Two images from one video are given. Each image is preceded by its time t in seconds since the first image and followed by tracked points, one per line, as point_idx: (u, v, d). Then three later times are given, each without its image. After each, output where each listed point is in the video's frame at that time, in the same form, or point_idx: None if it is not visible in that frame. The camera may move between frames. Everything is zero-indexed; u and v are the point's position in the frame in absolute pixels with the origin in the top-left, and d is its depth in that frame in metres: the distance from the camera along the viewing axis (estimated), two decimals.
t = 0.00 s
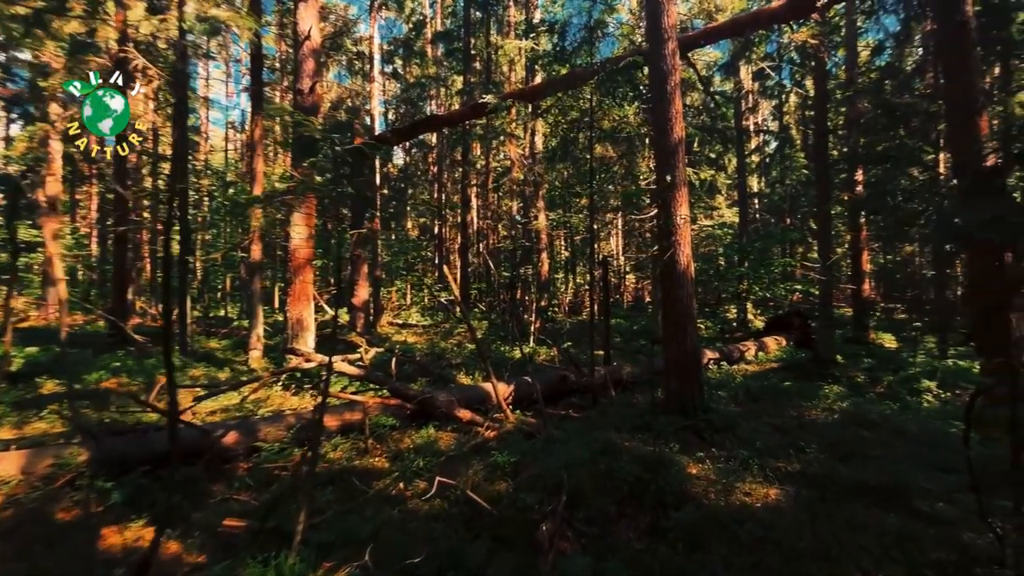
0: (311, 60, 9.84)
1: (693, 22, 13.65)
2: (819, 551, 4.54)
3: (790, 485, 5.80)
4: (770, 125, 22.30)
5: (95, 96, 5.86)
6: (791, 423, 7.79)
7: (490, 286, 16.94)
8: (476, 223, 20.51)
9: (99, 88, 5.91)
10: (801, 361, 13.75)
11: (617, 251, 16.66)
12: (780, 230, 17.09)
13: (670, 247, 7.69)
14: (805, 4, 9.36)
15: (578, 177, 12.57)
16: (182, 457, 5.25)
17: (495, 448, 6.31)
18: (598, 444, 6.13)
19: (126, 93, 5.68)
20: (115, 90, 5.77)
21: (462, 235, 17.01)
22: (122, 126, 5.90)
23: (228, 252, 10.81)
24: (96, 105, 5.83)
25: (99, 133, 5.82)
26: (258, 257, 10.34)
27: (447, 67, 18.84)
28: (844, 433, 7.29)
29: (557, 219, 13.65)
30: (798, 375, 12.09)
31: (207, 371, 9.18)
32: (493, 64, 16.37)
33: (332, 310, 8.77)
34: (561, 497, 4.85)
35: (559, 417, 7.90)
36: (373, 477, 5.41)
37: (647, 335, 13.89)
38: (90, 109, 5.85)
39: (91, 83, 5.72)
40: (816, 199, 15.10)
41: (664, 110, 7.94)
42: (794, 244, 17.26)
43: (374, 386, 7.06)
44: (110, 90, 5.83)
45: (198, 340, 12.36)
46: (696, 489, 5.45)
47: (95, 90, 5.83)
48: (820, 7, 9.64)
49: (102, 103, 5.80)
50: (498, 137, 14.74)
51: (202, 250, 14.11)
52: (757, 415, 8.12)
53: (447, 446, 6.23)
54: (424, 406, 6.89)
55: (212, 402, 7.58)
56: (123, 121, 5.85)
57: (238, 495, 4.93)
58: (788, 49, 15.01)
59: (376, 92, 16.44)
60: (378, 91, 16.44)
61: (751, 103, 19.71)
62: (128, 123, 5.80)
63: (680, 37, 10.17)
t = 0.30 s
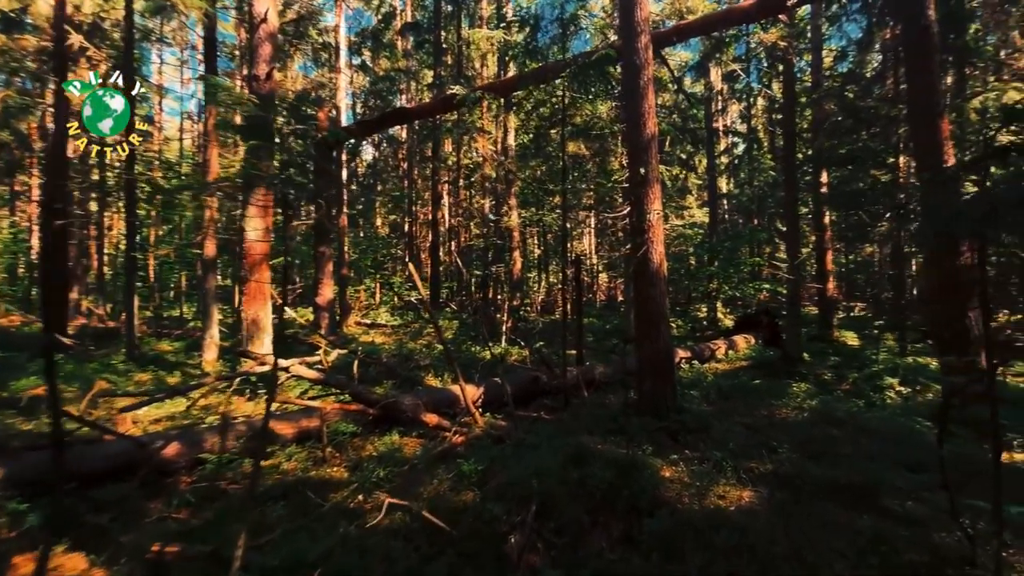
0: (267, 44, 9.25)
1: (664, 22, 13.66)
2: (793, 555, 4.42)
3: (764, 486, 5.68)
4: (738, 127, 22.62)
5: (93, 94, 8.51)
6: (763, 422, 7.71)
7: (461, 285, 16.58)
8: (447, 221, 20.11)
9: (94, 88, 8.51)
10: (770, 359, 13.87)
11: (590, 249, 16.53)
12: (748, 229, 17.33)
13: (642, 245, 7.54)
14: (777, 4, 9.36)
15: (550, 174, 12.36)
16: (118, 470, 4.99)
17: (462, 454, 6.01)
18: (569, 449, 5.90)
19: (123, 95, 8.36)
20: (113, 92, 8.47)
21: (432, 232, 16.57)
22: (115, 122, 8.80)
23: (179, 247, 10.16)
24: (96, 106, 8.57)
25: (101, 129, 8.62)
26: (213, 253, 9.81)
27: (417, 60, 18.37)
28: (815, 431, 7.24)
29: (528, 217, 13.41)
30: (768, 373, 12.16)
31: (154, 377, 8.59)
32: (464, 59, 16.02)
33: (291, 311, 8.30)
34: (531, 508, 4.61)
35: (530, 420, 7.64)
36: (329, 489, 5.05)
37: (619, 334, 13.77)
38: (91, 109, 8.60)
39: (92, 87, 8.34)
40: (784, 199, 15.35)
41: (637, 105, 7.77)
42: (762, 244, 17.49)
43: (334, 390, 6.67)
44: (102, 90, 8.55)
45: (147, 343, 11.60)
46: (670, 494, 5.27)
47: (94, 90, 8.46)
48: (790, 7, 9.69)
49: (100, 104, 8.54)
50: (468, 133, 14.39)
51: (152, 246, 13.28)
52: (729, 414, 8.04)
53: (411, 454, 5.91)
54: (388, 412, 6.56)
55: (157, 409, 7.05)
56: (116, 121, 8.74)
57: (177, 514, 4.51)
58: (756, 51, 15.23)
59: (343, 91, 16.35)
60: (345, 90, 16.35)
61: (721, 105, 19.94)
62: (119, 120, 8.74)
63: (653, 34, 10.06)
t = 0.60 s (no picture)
0: (225, 30, 8.69)
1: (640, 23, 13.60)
2: (772, 566, 4.27)
3: (740, 490, 5.51)
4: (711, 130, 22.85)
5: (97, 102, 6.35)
6: (738, 424, 7.62)
7: (434, 286, 16.18)
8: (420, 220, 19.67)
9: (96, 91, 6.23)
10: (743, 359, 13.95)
11: (565, 250, 16.36)
12: (721, 231, 17.48)
13: (618, 246, 7.37)
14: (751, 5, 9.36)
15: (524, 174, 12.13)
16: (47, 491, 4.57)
17: (430, 465, 5.71)
18: (542, 457, 5.68)
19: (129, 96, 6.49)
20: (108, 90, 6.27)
21: (403, 232, 16.14)
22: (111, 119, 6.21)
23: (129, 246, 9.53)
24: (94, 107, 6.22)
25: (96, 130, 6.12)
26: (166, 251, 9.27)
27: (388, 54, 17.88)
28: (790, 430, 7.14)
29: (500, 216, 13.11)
30: (741, 373, 12.17)
31: (99, 385, 8.02)
32: (437, 54, 15.65)
33: (249, 313, 7.85)
34: (501, 524, 4.37)
35: (502, 426, 7.39)
36: (285, 507, 4.69)
37: (594, 336, 13.61)
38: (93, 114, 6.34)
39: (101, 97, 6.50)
40: (756, 201, 15.50)
41: (613, 103, 7.57)
42: (734, 245, 17.63)
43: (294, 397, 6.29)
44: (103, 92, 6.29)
45: (95, 348, 10.86)
46: (647, 502, 5.08)
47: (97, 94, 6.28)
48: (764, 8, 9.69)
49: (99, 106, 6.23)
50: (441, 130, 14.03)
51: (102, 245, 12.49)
52: (704, 416, 7.92)
53: (376, 465, 5.58)
54: (352, 420, 6.23)
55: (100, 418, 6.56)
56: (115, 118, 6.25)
57: (112, 539, 4.11)
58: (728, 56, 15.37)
59: (313, 88, 16.05)
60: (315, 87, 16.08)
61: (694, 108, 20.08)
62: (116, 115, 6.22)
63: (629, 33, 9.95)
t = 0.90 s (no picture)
0: (179, 15, 8.15)
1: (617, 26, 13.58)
2: None
3: (717, 495, 5.38)
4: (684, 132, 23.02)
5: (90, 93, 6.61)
6: (714, 425, 7.54)
7: (406, 286, 15.77)
8: (393, 219, 19.21)
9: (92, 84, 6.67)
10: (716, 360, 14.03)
11: (540, 250, 16.19)
12: (694, 232, 17.60)
13: (593, 247, 7.21)
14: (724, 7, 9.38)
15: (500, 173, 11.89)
16: None
17: (397, 476, 5.41)
18: (514, 466, 5.44)
19: (129, 95, 6.71)
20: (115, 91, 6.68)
21: (374, 231, 15.70)
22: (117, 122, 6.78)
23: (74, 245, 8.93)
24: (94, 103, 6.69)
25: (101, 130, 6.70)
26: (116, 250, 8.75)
27: (359, 49, 17.38)
28: (765, 432, 7.08)
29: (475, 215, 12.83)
30: (714, 374, 12.18)
31: (39, 394, 7.46)
32: (410, 49, 15.27)
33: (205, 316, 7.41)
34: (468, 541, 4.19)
35: (474, 432, 7.14)
36: (237, 527, 4.36)
37: (569, 337, 13.47)
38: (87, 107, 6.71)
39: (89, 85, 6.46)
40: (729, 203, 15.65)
41: (587, 101, 7.40)
42: (706, 247, 17.77)
43: (253, 405, 5.93)
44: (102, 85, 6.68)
45: (38, 353, 10.15)
46: (623, 511, 4.88)
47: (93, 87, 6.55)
48: (736, 10, 9.72)
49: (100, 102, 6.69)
50: (413, 128, 13.67)
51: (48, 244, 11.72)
52: (680, 418, 7.82)
53: (339, 478, 5.26)
54: (315, 429, 5.91)
55: (38, 430, 6.11)
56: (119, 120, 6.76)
57: (38, 569, 3.72)
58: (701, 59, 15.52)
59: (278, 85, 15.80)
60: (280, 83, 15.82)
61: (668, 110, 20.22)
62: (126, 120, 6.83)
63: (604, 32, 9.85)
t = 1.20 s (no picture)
0: None
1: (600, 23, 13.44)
2: None
3: (702, 499, 5.22)
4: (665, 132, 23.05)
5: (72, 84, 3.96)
6: (697, 426, 7.41)
7: (384, 285, 15.37)
8: (370, 217, 18.75)
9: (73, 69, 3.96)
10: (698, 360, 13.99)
11: (520, 249, 15.95)
12: (676, 232, 17.55)
13: (574, 245, 7.00)
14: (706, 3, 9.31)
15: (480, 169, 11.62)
16: None
17: (368, 485, 5.13)
18: (492, 472, 5.19)
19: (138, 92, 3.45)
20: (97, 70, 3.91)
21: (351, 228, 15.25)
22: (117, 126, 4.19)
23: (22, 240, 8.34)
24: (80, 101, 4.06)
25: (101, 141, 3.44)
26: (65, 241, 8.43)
27: (336, 41, 16.89)
28: (749, 431, 6.96)
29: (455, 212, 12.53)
30: (696, 373, 12.09)
31: None
32: (389, 42, 14.87)
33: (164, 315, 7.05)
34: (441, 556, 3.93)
35: (452, 436, 6.87)
36: (190, 545, 4.05)
37: (551, 337, 13.27)
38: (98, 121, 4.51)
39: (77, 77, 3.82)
40: (711, 202, 15.63)
41: (568, 94, 7.17)
42: (687, 246, 17.76)
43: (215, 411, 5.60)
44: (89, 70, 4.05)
45: None
46: (605, 518, 4.68)
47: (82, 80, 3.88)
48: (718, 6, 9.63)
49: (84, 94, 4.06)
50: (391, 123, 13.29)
51: None
52: (662, 418, 7.67)
53: (306, 488, 4.96)
54: (281, 435, 5.61)
55: None
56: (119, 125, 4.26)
57: None
58: (683, 57, 15.49)
59: (248, 79, 15.35)
60: (251, 77, 15.37)
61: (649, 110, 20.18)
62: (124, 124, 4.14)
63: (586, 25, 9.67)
